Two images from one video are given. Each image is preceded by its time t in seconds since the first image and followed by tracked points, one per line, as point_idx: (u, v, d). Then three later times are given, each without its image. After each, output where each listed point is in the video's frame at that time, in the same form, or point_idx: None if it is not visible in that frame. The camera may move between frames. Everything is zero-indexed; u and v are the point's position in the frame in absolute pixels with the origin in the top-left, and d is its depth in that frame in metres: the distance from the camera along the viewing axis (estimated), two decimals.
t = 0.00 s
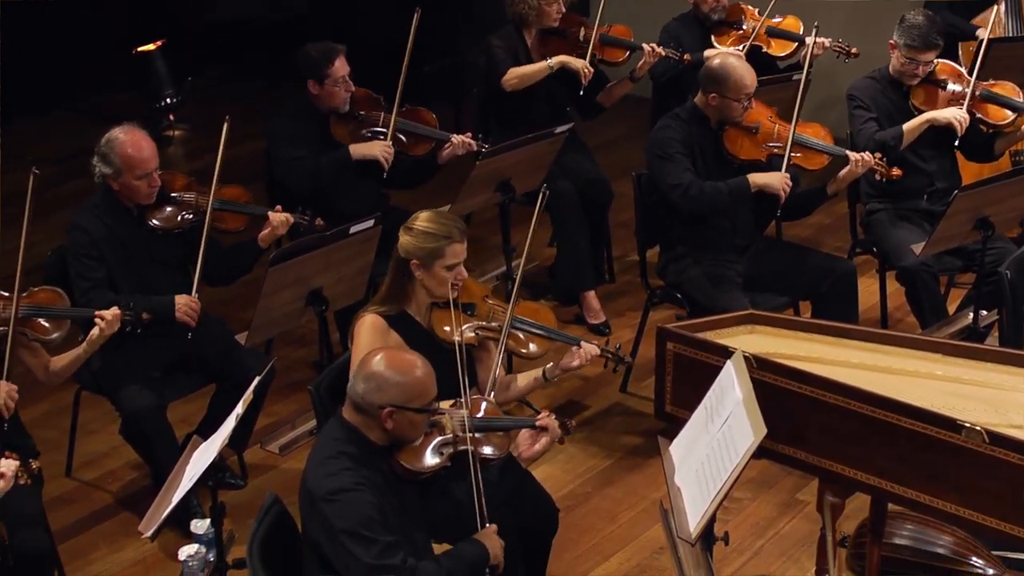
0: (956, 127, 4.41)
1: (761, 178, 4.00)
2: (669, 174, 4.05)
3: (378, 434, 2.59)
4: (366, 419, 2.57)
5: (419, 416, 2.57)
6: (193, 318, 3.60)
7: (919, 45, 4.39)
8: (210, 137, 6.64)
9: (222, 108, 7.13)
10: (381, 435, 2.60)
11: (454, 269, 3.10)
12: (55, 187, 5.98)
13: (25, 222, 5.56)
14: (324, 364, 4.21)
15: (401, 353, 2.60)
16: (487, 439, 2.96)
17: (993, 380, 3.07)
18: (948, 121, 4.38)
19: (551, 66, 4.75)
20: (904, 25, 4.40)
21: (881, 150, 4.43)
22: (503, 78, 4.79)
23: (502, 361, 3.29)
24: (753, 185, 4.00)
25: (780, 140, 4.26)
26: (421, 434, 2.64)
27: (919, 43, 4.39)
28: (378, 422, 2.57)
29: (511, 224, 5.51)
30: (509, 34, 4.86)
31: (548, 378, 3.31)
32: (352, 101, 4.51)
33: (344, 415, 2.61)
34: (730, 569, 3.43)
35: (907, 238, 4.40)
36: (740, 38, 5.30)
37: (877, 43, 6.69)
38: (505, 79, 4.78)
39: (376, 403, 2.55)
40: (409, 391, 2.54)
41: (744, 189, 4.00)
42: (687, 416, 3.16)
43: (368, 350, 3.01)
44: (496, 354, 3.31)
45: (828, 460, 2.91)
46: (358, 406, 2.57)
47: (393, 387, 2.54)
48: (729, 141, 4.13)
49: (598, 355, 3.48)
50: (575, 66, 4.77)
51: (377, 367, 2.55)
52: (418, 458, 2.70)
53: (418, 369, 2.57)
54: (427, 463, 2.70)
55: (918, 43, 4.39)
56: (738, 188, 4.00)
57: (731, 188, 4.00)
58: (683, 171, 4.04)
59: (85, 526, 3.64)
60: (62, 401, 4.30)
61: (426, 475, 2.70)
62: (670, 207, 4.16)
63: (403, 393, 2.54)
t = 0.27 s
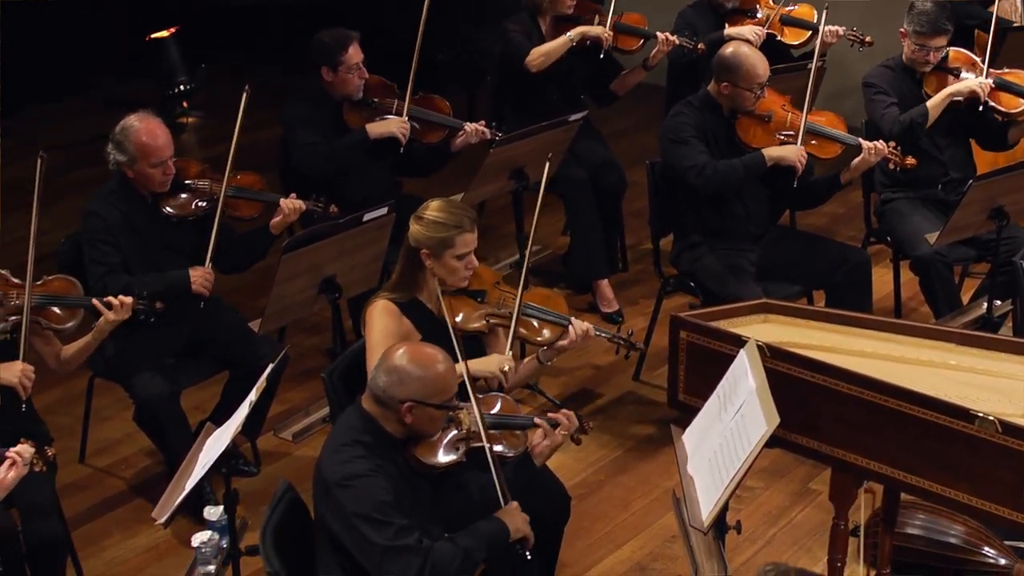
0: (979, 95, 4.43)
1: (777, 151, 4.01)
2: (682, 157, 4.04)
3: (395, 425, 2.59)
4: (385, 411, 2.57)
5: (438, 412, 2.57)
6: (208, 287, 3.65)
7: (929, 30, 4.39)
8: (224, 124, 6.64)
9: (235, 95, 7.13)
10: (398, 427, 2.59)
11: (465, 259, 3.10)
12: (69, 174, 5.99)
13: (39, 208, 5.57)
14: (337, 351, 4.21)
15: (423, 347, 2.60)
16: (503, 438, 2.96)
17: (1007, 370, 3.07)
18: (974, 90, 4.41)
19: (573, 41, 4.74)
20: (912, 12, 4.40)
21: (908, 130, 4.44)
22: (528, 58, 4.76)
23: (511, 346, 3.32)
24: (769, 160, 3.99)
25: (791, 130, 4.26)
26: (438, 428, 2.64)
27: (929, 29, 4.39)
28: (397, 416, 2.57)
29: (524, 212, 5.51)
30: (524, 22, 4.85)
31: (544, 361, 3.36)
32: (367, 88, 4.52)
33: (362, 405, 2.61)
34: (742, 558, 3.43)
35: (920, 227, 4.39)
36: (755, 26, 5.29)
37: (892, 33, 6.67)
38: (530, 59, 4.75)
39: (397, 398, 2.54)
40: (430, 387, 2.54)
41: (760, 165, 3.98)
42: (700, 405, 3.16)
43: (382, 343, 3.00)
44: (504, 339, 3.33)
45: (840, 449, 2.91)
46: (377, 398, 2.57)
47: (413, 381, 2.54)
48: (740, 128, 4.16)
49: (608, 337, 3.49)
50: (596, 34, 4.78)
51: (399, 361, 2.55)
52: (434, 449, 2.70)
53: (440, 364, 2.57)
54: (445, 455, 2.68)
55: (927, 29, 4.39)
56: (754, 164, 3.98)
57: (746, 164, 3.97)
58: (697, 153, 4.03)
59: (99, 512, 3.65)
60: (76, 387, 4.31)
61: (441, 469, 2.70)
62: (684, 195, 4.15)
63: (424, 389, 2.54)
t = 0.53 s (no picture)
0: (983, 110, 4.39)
1: (784, 155, 3.99)
2: (692, 151, 4.05)
3: (408, 411, 2.59)
4: (397, 395, 2.57)
5: (451, 395, 2.57)
6: (220, 266, 3.63)
7: (942, 11, 4.39)
8: (237, 111, 6.65)
9: (249, 82, 7.14)
10: (411, 412, 2.59)
11: (487, 252, 3.10)
12: (83, 159, 6.00)
13: (51, 194, 5.59)
14: (350, 338, 4.22)
15: (434, 331, 2.60)
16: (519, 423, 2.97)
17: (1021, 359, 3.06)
18: (977, 104, 4.36)
19: (582, 46, 4.75)
20: None
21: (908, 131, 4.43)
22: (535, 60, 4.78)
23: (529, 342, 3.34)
24: (777, 163, 3.99)
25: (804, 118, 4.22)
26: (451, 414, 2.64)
27: (942, 11, 4.39)
28: (410, 399, 2.56)
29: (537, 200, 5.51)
30: (537, 9, 4.85)
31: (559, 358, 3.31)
32: (379, 75, 4.52)
33: (376, 392, 2.61)
34: (754, 547, 3.43)
35: (933, 217, 4.39)
36: (769, 15, 5.28)
37: (906, 22, 6.66)
38: (537, 60, 4.77)
39: (408, 380, 2.54)
40: (442, 369, 2.54)
41: (767, 168, 3.99)
42: (712, 394, 3.16)
43: (398, 326, 3.01)
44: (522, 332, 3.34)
45: (853, 439, 2.91)
46: (389, 382, 2.57)
47: (425, 364, 2.54)
48: (752, 117, 4.14)
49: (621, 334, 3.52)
50: (607, 42, 4.77)
51: (410, 344, 2.56)
52: (448, 438, 2.70)
53: (451, 348, 2.57)
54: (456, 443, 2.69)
55: (941, 10, 4.39)
56: (761, 166, 3.99)
57: (754, 166, 3.99)
58: (706, 148, 4.03)
59: (111, 498, 3.66)
60: (90, 373, 4.32)
61: (455, 455, 2.70)
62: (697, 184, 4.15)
63: (436, 371, 2.53)
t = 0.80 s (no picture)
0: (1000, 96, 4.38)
1: (796, 138, 3.98)
2: (704, 141, 4.04)
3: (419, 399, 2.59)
4: (408, 383, 2.57)
5: (463, 383, 2.56)
6: (232, 261, 3.64)
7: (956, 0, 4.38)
8: (249, 100, 6.65)
9: (261, 70, 7.14)
10: (423, 401, 2.60)
11: (514, 253, 3.09)
12: (95, 148, 6.01)
13: (63, 182, 5.60)
14: (361, 327, 4.22)
15: (446, 319, 2.60)
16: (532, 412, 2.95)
17: None
18: (993, 90, 4.35)
19: (597, 31, 4.78)
20: None
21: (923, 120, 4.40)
22: (551, 50, 4.79)
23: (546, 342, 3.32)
24: (790, 146, 3.98)
25: (814, 105, 4.24)
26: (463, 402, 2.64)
27: None
28: (421, 387, 2.56)
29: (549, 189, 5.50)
30: None
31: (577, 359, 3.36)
32: (391, 63, 4.51)
33: (388, 380, 2.61)
34: (765, 536, 3.43)
35: (946, 207, 4.38)
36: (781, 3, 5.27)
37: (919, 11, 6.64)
38: (553, 50, 4.78)
39: (420, 368, 2.54)
40: (453, 357, 2.54)
41: (781, 151, 3.98)
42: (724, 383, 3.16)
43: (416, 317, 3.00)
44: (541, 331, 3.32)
45: (864, 428, 2.91)
46: (400, 370, 2.57)
47: (436, 352, 2.54)
48: (762, 104, 4.15)
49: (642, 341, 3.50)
50: (620, 27, 4.79)
51: (421, 332, 2.56)
52: (459, 428, 2.71)
53: (462, 336, 2.57)
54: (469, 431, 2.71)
55: None
56: (774, 150, 3.98)
57: (766, 150, 3.98)
58: (718, 136, 4.02)
59: (123, 485, 3.67)
60: (102, 361, 4.33)
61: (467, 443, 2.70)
62: (709, 173, 4.15)
63: (446, 358, 2.53)
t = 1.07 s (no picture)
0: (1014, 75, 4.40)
1: (807, 128, 3.99)
2: (715, 132, 4.03)
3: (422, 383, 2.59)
4: (410, 367, 2.57)
5: (464, 367, 2.56)
6: (243, 245, 3.63)
7: None
8: (260, 89, 6.66)
9: (272, 59, 7.15)
10: (426, 385, 2.60)
11: (530, 245, 3.12)
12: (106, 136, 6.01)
13: (75, 169, 5.61)
14: (372, 316, 4.22)
15: (450, 305, 2.59)
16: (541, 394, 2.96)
17: None
18: (1007, 71, 4.37)
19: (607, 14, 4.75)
20: None
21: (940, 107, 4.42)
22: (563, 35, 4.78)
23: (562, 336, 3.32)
24: (800, 138, 3.99)
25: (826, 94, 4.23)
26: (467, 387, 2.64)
27: None
28: (422, 371, 2.56)
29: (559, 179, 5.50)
30: None
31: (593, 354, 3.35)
32: (402, 52, 4.51)
33: (392, 365, 2.61)
34: (775, 527, 3.43)
35: (958, 198, 4.37)
36: None
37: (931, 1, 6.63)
38: (565, 35, 4.77)
39: (421, 352, 2.54)
40: (454, 342, 2.53)
41: (792, 143, 3.98)
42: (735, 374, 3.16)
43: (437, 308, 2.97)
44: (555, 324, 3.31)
45: (875, 419, 2.91)
46: (402, 354, 2.57)
47: (437, 337, 2.54)
48: (774, 93, 4.15)
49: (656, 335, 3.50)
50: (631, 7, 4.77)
51: (423, 317, 2.55)
52: (469, 412, 2.70)
53: (466, 321, 2.56)
54: (477, 417, 2.71)
55: None
56: (785, 141, 3.98)
57: (777, 141, 3.98)
58: (729, 127, 4.02)
59: (134, 474, 3.67)
60: (113, 349, 4.34)
61: (474, 428, 2.69)
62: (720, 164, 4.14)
63: (448, 344, 2.53)
